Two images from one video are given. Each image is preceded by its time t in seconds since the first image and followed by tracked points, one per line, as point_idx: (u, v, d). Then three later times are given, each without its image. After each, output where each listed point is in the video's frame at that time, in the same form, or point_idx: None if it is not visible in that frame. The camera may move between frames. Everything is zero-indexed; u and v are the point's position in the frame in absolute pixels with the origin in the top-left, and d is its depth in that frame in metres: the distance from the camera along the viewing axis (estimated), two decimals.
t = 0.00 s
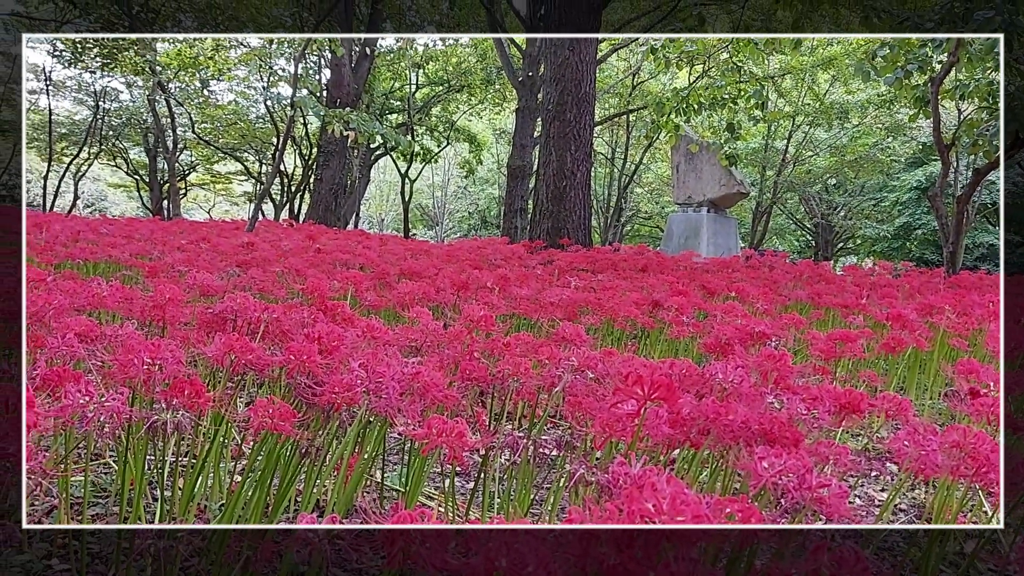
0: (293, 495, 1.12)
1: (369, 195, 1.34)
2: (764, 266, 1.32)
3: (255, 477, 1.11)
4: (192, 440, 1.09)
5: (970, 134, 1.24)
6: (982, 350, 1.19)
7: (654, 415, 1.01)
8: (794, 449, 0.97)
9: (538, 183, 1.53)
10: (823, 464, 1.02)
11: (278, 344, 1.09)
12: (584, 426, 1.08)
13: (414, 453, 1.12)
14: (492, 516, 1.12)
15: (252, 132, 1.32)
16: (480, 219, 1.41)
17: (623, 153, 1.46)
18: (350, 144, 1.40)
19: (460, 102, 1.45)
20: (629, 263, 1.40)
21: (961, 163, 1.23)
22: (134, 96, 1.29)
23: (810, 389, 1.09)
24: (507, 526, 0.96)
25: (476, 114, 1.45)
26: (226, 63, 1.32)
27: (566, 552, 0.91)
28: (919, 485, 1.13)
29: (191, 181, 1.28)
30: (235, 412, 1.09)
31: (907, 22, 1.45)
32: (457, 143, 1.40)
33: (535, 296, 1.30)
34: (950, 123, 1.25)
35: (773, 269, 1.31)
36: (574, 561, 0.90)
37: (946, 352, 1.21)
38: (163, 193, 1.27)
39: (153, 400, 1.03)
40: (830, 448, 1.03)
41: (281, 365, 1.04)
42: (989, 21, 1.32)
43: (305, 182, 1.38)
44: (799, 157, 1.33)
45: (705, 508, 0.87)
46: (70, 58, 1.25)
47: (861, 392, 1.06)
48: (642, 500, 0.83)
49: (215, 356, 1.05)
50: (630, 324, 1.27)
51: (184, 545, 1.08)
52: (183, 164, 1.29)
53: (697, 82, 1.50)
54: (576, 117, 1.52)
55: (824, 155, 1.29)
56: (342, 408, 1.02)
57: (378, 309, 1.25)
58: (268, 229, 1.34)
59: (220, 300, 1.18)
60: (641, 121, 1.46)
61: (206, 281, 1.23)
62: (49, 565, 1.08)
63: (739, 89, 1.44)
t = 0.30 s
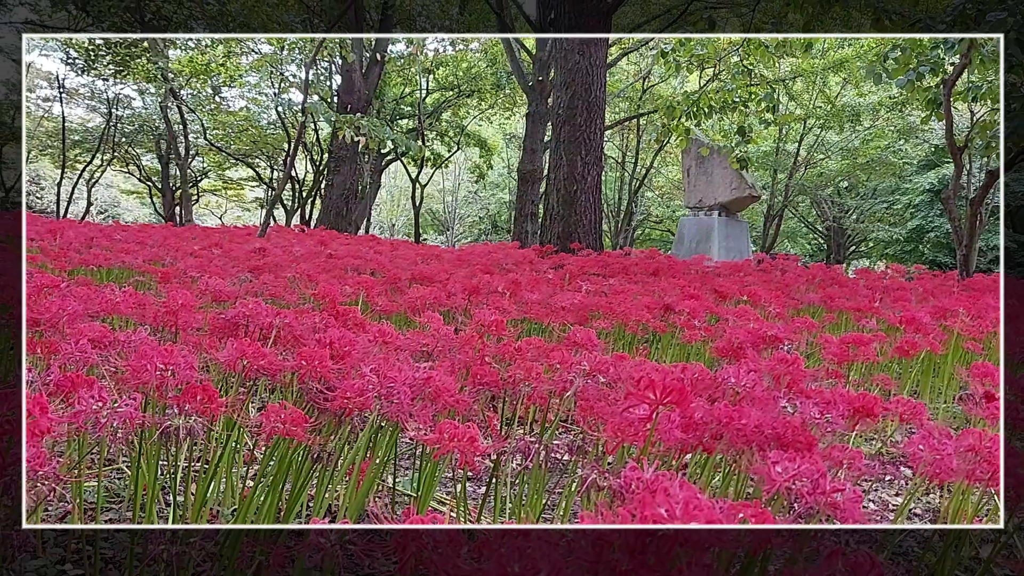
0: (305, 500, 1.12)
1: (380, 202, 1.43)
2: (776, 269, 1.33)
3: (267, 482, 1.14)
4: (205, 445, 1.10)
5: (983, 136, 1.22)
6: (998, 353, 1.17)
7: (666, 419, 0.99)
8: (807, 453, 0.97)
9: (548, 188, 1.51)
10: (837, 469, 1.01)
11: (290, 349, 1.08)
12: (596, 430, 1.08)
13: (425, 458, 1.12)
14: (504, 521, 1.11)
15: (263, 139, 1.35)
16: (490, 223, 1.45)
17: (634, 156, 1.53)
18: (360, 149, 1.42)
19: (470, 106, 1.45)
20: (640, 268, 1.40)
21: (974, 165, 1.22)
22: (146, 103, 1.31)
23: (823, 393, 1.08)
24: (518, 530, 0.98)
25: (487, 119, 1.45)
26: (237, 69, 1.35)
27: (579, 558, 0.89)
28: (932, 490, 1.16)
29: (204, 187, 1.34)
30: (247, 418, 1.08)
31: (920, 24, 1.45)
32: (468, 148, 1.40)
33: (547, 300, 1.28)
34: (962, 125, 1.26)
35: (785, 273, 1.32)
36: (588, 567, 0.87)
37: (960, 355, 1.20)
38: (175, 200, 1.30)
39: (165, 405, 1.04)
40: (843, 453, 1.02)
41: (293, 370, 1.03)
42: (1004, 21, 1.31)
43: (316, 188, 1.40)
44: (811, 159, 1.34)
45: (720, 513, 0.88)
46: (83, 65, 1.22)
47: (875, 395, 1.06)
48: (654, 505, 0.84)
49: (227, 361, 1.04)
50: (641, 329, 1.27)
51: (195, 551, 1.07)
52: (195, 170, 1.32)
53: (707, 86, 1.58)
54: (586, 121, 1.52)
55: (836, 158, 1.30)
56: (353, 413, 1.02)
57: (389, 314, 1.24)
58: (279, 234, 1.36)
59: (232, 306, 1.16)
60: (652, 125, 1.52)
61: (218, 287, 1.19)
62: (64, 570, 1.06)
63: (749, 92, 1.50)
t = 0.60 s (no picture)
0: (316, 504, 1.11)
1: (391, 207, 1.48)
2: (787, 273, 1.33)
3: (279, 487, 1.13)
4: (218, 450, 1.10)
5: (997, 138, 1.22)
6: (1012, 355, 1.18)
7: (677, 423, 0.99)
8: (821, 458, 0.96)
9: (557, 192, 1.49)
10: (851, 473, 1.00)
11: (302, 354, 1.10)
12: (608, 435, 1.07)
13: (437, 463, 1.11)
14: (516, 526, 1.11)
15: (274, 145, 1.38)
16: (500, 227, 1.45)
17: (644, 161, 1.51)
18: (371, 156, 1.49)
19: (480, 113, 1.47)
20: (651, 271, 1.39)
21: (986, 168, 1.22)
22: (158, 109, 1.30)
23: (836, 397, 1.08)
24: (529, 536, 0.96)
25: (496, 124, 1.44)
26: (249, 76, 1.34)
27: (591, 563, 0.90)
28: (947, 495, 1.15)
29: (215, 193, 1.34)
30: (258, 423, 1.07)
31: (932, 25, 1.44)
32: (478, 153, 1.43)
33: (557, 305, 1.28)
34: (975, 127, 1.25)
35: (796, 276, 1.31)
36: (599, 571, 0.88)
37: (974, 359, 1.20)
38: (187, 206, 1.33)
39: (177, 411, 1.02)
40: (858, 458, 1.00)
41: (304, 375, 1.04)
42: (1016, 23, 1.32)
43: (327, 194, 1.49)
44: (822, 162, 1.34)
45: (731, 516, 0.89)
46: (96, 72, 1.23)
47: (888, 400, 1.05)
48: (667, 510, 0.84)
49: (238, 366, 1.05)
50: (653, 333, 1.27)
51: (208, 555, 1.06)
52: (207, 176, 1.34)
53: (717, 90, 1.56)
54: (597, 125, 1.48)
55: (847, 161, 1.29)
56: (365, 418, 1.02)
57: (400, 319, 1.26)
58: (290, 239, 1.42)
59: (244, 311, 1.17)
60: (662, 129, 1.51)
61: (230, 292, 1.21)
62: None
63: (760, 95, 1.50)
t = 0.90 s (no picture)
0: (330, 505, 1.11)
1: (403, 209, 1.44)
2: (802, 274, 1.33)
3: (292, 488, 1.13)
4: (232, 451, 1.09)
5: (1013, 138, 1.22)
6: None
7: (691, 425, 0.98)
8: (835, 459, 0.95)
9: (570, 194, 1.51)
10: (866, 475, 1.00)
11: (315, 356, 1.10)
12: (621, 436, 1.07)
13: (450, 464, 1.11)
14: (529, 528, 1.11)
15: (287, 147, 1.37)
16: (513, 229, 1.46)
17: (657, 162, 1.52)
18: (384, 156, 1.45)
19: (492, 113, 1.46)
20: (664, 273, 1.39)
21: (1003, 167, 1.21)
22: (173, 112, 1.32)
23: (851, 399, 1.07)
24: (542, 538, 0.95)
25: (509, 125, 1.44)
26: (262, 78, 1.35)
27: (603, 564, 0.91)
28: (964, 496, 1.15)
29: (229, 195, 1.35)
30: (273, 425, 1.09)
31: (947, 25, 1.44)
32: (491, 154, 1.42)
33: (569, 306, 1.29)
34: (990, 127, 1.25)
35: (811, 277, 1.31)
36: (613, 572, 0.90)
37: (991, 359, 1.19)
38: (201, 208, 1.32)
39: (192, 412, 1.03)
40: (874, 459, 1.00)
41: (318, 377, 1.04)
42: None
43: (339, 196, 1.45)
44: (835, 163, 1.33)
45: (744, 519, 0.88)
46: (111, 76, 1.26)
47: (903, 401, 1.04)
48: (681, 512, 0.84)
49: (252, 368, 1.05)
50: (666, 334, 1.27)
51: (223, 555, 1.07)
52: (221, 179, 1.35)
53: (730, 90, 1.53)
54: (609, 127, 1.50)
55: (862, 161, 1.29)
56: (377, 419, 1.02)
57: (413, 321, 1.26)
58: (303, 240, 1.39)
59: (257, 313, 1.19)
60: (675, 129, 1.51)
61: (243, 294, 1.21)
62: None
63: (773, 96, 1.47)
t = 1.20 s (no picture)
0: (345, 505, 1.11)
1: (418, 209, 1.41)
2: (818, 274, 1.31)
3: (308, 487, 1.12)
4: (247, 451, 1.09)
5: None
6: None
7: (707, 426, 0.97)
8: (852, 462, 0.94)
9: (584, 195, 1.49)
10: (883, 477, 0.99)
11: (330, 356, 1.10)
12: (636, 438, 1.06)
13: (464, 464, 1.10)
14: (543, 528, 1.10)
15: (303, 147, 1.35)
16: (528, 229, 1.43)
17: (672, 162, 1.50)
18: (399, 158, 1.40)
19: (507, 114, 1.46)
20: (679, 272, 1.39)
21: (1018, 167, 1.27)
22: (189, 114, 1.32)
23: (867, 399, 1.06)
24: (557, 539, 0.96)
25: (523, 125, 1.44)
26: (278, 80, 1.37)
27: (618, 565, 0.92)
28: (982, 498, 1.12)
29: (245, 197, 1.32)
30: (288, 424, 1.08)
31: (965, 24, 1.44)
32: (505, 155, 1.41)
33: (584, 307, 1.30)
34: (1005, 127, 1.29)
35: (827, 277, 1.30)
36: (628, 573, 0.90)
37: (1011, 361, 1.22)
38: (217, 209, 1.30)
39: (209, 412, 1.02)
40: (891, 460, 0.99)
41: (332, 377, 1.04)
42: None
43: (355, 197, 1.41)
44: (852, 162, 1.33)
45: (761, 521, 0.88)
46: (129, 78, 1.28)
47: (920, 402, 1.04)
48: (695, 513, 0.83)
49: (268, 368, 1.06)
50: (681, 335, 1.27)
51: (239, 555, 1.09)
52: (237, 180, 1.33)
53: (745, 90, 1.50)
54: (625, 126, 1.50)
55: (878, 161, 1.29)
56: (393, 419, 1.02)
57: (427, 321, 1.27)
58: (318, 242, 1.37)
59: (272, 313, 1.20)
60: (690, 129, 1.50)
61: (258, 294, 1.25)
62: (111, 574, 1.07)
63: (790, 95, 1.45)
